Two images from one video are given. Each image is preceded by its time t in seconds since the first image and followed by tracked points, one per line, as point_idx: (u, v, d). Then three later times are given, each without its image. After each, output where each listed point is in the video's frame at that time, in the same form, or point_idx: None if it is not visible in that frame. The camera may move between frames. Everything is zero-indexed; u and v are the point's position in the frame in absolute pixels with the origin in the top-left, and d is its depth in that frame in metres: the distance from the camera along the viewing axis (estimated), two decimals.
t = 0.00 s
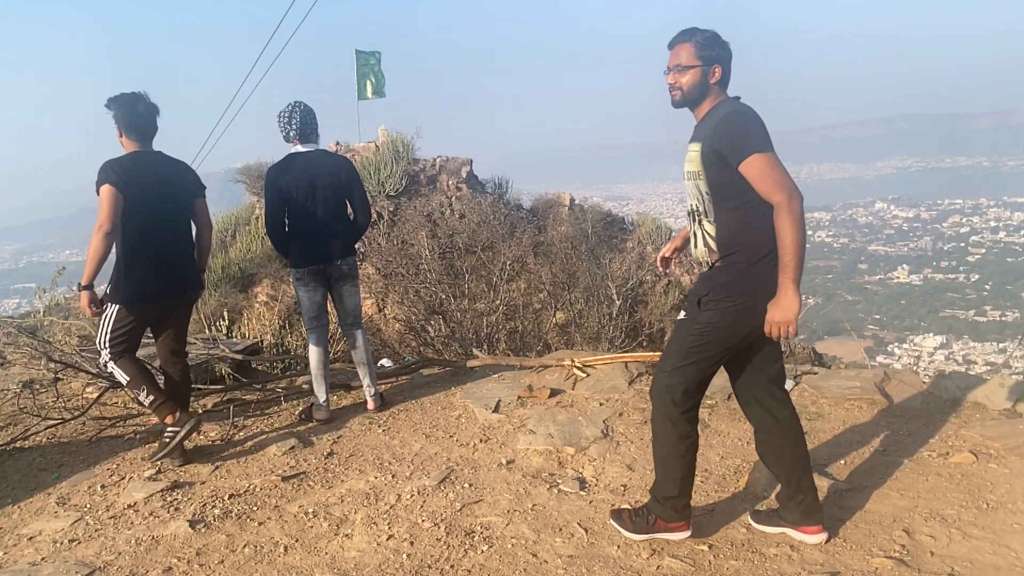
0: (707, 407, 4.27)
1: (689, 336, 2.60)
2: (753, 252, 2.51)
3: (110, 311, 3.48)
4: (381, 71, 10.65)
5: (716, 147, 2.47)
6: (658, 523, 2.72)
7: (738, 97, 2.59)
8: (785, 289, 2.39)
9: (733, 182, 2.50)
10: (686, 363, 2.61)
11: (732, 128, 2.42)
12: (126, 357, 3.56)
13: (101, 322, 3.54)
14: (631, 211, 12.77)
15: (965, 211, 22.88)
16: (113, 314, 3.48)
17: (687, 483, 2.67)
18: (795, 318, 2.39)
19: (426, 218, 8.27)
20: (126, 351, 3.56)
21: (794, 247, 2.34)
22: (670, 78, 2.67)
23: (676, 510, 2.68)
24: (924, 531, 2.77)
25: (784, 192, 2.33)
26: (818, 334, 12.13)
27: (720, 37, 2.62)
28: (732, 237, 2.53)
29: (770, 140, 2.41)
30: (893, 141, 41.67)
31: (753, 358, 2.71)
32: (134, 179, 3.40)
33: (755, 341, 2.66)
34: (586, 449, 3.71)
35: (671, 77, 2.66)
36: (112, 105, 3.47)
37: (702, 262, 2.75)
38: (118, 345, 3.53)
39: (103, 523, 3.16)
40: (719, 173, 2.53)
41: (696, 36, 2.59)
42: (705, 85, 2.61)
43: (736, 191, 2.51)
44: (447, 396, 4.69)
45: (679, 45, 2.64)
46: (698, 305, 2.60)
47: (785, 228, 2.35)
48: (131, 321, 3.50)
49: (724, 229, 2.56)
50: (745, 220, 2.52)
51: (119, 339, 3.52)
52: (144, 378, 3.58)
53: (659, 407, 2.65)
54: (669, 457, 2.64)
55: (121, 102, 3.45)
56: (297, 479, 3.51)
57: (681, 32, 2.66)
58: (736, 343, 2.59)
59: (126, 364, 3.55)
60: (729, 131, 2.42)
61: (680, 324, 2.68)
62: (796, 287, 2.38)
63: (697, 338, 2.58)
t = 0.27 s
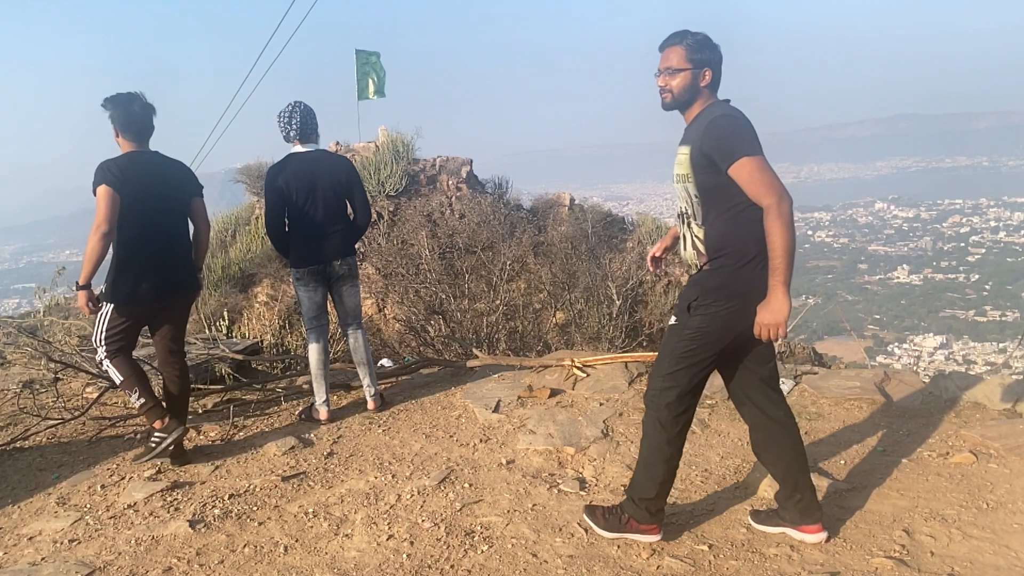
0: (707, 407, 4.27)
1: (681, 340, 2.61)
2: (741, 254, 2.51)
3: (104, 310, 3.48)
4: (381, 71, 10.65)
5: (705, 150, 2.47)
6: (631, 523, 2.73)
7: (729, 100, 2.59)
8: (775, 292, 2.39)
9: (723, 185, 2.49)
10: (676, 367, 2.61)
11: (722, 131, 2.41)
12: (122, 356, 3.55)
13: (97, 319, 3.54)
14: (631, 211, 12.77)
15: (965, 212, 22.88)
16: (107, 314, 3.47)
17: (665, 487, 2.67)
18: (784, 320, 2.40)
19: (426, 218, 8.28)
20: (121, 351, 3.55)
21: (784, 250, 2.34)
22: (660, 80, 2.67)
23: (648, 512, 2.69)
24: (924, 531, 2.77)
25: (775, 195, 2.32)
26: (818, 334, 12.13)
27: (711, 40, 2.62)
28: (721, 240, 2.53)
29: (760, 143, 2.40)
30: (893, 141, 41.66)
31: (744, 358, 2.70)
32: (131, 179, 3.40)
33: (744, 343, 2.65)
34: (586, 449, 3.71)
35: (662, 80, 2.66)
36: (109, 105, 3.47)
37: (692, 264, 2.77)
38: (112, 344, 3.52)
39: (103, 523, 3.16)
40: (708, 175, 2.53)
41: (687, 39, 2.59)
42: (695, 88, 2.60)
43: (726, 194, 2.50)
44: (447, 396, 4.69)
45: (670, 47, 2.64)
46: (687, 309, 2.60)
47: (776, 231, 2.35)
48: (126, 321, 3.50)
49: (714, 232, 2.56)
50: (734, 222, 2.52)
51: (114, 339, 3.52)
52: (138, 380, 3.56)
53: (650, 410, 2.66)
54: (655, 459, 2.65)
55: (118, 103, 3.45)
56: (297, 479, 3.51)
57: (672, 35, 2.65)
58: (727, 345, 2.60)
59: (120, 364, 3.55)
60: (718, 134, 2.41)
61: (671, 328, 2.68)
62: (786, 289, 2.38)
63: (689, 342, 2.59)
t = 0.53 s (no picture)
0: (707, 407, 4.27)
1: (672, 345, 2.60)
2: (729, 257, 2.51)
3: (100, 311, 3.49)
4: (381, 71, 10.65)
5: (693, 154, 2.46)
6: (610, 522, 2.74)
7: (719, 103, 2.58)
8: (763, 295, 2.38)
9: (711, 188, 2.49)
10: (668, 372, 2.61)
11: (711, 135, 2.41)
12: (118, 357, 3.55)
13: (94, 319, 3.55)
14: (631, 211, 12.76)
15: (965, 211, 22.87)
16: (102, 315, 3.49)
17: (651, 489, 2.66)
18: (772, 323, 2.40)
19: (426, 218, 8.29)
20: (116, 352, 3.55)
21: (772, 254, 2.34)
22: (651, 84, 2.68)
23: (630, 513, 2.68)
24: (924, 531, 2.77)
25: (763, 198, 2.32)
26: (818, 334, 12.12)
27: (702, 44, 2.61)
28: (709, 243, 2.53)
29: (749, 146, 2.40)
30: (893, 141, 41.63)
31: (737, 360, 2.69)
32: (127, 179, 3.40)
33: (733, 344, 2.64)
34: (586, 449, 3.71)
35: (652, 83, 2.66)
36: (105, 106, 3.47)
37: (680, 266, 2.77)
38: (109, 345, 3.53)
39: (103, 523, 3.16)
40: (697, 179, 2.53)
41: (678, 42, 2.59)
42: (686, 91, 2.61)
43: (714, 198, 2.50)
44: (447, 396, 4.69)
45: (660, 51, 2.64)
46: (677, 315, 2.60)
47: (764, 234, 2.34)
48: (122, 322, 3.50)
49: (702, 236, 2.56)
50: (722, 226, 2.51)
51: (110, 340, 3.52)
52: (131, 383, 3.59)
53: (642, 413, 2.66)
54: (642, 461, 2.65)
55: (114, 103, 3.46)
56: (297, 479, 3.51)
57: (663, 38, 2.65)
58: (718, 348, 2.60)
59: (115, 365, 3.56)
60: (706, 137, 2.41)
61: (663, 334, 2.68)
62: (774, 293, 2.38)
63: (680, 348, 2.59)
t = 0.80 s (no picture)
0: (708, 407, 4.27)
1: (662, 350, 2.61)
2: (715, 262, 2.51)
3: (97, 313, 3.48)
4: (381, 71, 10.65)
5: (681, 158, 2.46)
6: (598, 522, 2.72)
7: (708, 107, 2.58)
8: (750, 300, 2.39)
9: (699, 193, 2.49)
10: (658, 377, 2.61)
11: (698, 139, 2.40)
12: (116, 359, 3.54)
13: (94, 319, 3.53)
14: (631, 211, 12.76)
15: (965, 211, 22.87)
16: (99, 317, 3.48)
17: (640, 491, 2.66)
18: (758, 328, 2.40)
19: (426, 218, 8.29)
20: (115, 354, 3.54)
21: (759, 259, 2.34)
22: (640, 87, 2.67)
23: (617, 513, 2.67)
24: (924, 531, 2.77)
25: (750, 203, 2.32)
26: (818, 334, 12.12)
27: (691, 47, 2.62)
28: (695, 247, 2.53)
29: (736, 151, 2.40)
30: (893, 141, 41.64)
31: (728, 364, 2.70)
32: (123, 179, 3.39)
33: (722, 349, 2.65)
34: (586, 449, 3.71)
35: (641, 86, 2.66)
36: (101, 106, 3.47)
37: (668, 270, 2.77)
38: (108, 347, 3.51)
39: (103, 523, 3.16)
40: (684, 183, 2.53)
41: (667, 46, 2.60)
42: (675, 95, 2.61)
43: (700, 202, 2.50)
44: (447, 396, 4.70)
45: (649, 54, 2.64)
46: (665, 321, 2.62)
47: (751, 239, 2.34)
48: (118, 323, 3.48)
49: (689, 240, 2.56)
50: (709, 230, 2.51)
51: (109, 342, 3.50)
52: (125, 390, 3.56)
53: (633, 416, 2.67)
54: (632, 462, 2.64)
55: (110, 104, 3.46)
56: (297, 479, 3.51)
57: (652, 41, 2.65)
58: (708, 351, 2.60)
59: (112, 368, 3.54)
60: (694, 142, 2.41)
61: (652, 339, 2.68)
62: (760, 297, 2.39)
63: (669, 353, 2.59)
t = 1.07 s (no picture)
0: (708, 407, 4.27)
1: (649, 353, 2.61)
2: (700, 266, 2.51)
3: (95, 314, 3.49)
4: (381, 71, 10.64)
5: (668, 162, 2.46)
6: (593, 527, 2.70)
7: (696, 110, 2.58)
8: (734, 305, 2.39)
9: (685, 197, 2.49)
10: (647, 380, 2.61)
11: (684, 143, 2.40)
12: (115, 361, 3.53)
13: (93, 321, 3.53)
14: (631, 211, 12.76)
15: (965, 211, 22.87)
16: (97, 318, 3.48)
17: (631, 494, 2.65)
18: (742, 332, 2.40)
19: (425, 218, 8.28)
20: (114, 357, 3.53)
21: (743, 263, 2.34)
22: (629, 90, 2.67)
23: (613, 518, 2.67)
24: (924, 531, 2.77)
25: (735, 208, 2.32)
26: (818, 334, 12.11)
27: (680, 51, 2.62)
28: (681, 251, 2.53)
29: (722, 155, 2.40)
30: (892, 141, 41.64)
31: (719, 366, 2.68)
32: (119, 179, 3.39)
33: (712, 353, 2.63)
34: (586, 449, 3.71)
35: (630, 89, 2.66)
36: (98, 107, 3.47)
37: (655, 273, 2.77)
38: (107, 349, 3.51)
39: (103, 523, 3.16)
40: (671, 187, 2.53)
41: (656, 48, 2.60)
42: (663, 98, 2.61)
43: (687, 206, 2.50)
44: (447, 396, 4.70)
45: (638, 57, 2.64)
46: (652, 323, 2.64)
47: (735, 244, 2.34)
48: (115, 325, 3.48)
49: (676, 244, 2.56)
50: (695, 233, 2.52)
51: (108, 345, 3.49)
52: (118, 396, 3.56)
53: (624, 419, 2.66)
54: (623, 465, 2.63)
55: (107, 104, 3.45)
56: (297, 479, 3.51)
57: (641, 44, 2.66)
58: (696, 354, 2.59)
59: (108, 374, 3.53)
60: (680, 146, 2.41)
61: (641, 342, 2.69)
62: (744, 302, 2.38)
63: (656, 356, 2.59)
